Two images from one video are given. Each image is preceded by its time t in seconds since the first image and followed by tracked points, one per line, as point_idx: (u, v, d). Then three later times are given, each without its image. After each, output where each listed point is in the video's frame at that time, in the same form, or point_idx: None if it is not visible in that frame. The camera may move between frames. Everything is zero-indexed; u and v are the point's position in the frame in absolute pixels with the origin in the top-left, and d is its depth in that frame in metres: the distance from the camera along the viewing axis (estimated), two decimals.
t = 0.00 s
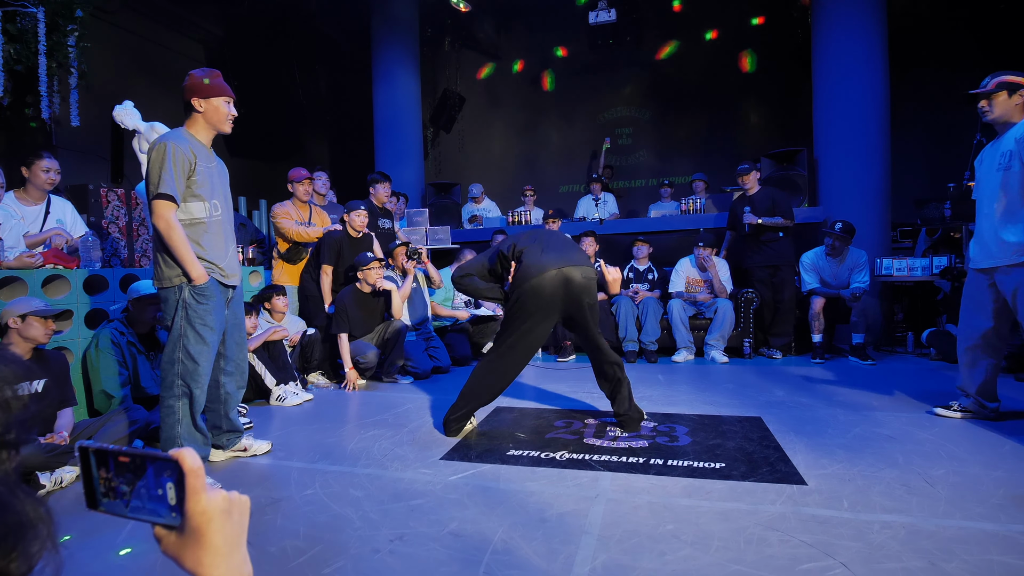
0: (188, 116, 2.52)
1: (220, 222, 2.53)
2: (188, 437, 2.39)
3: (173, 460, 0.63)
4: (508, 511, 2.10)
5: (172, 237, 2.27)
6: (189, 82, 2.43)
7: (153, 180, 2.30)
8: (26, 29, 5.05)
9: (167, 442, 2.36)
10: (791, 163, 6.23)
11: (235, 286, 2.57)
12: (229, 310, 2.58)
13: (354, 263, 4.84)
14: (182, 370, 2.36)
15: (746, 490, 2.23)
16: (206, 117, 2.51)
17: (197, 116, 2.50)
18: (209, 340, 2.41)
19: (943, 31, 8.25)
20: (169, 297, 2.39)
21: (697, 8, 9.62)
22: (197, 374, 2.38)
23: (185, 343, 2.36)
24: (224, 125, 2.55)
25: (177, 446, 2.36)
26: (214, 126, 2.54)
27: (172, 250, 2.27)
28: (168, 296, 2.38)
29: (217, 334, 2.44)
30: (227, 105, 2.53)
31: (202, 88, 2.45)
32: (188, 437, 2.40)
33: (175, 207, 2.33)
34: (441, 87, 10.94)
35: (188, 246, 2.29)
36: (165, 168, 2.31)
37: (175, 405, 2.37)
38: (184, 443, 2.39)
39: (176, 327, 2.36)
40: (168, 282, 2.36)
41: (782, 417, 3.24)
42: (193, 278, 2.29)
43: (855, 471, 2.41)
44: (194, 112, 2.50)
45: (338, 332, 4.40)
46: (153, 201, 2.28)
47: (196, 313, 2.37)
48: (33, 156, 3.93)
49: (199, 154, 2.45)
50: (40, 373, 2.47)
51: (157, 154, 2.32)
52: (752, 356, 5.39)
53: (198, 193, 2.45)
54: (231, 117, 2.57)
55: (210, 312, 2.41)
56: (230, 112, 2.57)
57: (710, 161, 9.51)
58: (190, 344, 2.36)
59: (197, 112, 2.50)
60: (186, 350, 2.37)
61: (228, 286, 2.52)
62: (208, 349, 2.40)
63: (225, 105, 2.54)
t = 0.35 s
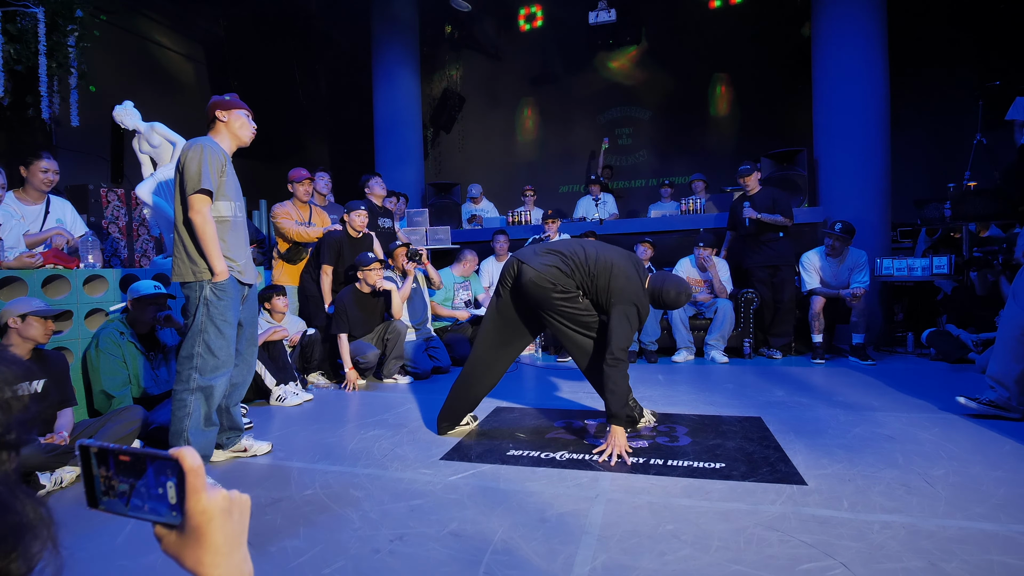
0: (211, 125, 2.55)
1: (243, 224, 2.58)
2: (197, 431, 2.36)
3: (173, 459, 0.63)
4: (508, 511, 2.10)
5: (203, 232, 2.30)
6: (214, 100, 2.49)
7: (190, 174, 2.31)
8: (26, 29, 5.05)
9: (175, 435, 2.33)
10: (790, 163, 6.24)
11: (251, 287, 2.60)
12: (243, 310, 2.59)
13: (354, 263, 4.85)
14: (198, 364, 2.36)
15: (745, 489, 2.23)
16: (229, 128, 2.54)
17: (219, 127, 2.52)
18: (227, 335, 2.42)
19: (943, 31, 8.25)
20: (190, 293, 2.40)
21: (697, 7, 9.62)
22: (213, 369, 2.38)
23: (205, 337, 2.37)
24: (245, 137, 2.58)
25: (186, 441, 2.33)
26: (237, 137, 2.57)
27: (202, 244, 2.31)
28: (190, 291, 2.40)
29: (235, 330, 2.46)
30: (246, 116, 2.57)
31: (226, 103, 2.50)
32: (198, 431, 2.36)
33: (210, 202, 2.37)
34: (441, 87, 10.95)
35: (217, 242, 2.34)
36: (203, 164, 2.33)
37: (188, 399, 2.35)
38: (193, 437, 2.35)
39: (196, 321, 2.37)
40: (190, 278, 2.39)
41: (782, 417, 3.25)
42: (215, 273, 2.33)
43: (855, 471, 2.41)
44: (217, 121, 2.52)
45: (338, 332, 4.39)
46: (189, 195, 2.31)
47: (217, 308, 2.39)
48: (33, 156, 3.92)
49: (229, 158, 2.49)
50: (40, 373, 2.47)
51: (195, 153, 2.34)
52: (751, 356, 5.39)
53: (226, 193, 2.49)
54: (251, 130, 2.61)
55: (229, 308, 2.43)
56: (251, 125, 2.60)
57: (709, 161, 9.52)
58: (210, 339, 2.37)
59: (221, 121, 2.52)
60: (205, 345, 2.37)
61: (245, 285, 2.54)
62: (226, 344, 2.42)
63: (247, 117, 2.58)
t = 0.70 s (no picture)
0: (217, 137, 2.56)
1: (254, 219, 2.59)
2: (214, 424, 2.36)
3: (173, 457, 0.63)
4: (508, 511, 2.10)
5: (213, 223, 2.31)
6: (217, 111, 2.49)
7: (198, 171, 2.34)
8: (26, 29, 5.04)
9: (193, 428, 2.33)
10: (790, 163, 6.23)
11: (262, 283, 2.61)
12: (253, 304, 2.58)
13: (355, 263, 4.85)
14: (214, 356, 2.35)
15: (745, 489, 2.23)
16: (234, 138, 2.55)
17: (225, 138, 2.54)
18: (242, 326, 2.42)
19: (943, 31, 8.26)
20: (204, 287, 2.39)
21: (697, 8, 9.62)
22: (230, 361, 2.38)
23: (220, 329, 2.36)
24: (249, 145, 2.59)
25: (203, 433, 2.33)
26: (242, 146, 2.57)
27: (213, 237, 2.31)
28: (203, 285, 2.39)
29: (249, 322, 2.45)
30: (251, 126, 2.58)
31: (229, 114, 2.50)
32: (216, 422, 2.37)
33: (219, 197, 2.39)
34: (441, 87, 10.95)
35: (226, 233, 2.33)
36: (209, 159, 2.36)
37: (206, 391, 2.35)
38: (213, 428, 2.36)
39: (210, 314, 2.36)
40: (204, 271, 2.38)
41: (782, 417, 3.25)
42: (227, 264, 2.31)
43: (855, 471, 2.41)
44: (222, 133, 2.53)
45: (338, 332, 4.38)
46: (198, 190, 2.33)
47: (231, 300, 2.38)
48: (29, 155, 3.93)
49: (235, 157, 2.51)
50: (39, 373, 2.47)
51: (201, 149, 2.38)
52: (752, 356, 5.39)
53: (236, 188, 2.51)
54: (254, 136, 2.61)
55: (243, 300, 2.43)
56: (253, 132, 2.61)
57: (709, 161, 9.52)
58: (225, 330, 2.36)
59: (224, 133, 2.53)
60: (221, 337, 2.36)
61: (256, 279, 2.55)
62: (241, 335, 2.41)
63: (249, 126, 2.58)
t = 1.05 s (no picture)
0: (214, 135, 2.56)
1: (248, 220, 2.56)
2: (215, 425, 2.36)
3: (174, 458, 0.63)
4: (508, 511, 2.10)
5: (200, 230, 2.31)
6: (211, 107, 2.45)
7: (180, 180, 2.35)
8: (26, 29, 5.04)
9: (194, 429, 2.33)
10: (790, 163, 6.23)
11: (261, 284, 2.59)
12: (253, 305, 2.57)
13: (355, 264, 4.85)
14: (211, 358, 2.35)
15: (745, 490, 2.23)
16: (227, 137, 2.52)
17: (220, 138, 2.52)
18: (237, 327, 2.42)
19: (943, 32, 8.26)
20: (199, 289, 2.40)
21: (698, 7, 9.61)
22: (226, 362, 2.38)
23: (215, 331, 2.37)
24: (243, 143, 2.54)
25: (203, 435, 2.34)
26: (235, 143, 2.55)
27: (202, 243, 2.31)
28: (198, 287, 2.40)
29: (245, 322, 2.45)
30: (247, 124, 2.52)
31: (222, 111, 2.46)
32: (215, 424, 2.37)
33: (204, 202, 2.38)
34: (441, 87, 10.95)
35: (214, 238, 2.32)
36: (190, 167, 2.36)
37: (204, 393, 2.35)
38: (213, 430, 2.36)
39: (205, 316, 2.37)
40: (199, 276, 2.39)
41: (782, 417, 3.25)
42: (218, 266, 2.32)
43: (855, 471, 2.42)
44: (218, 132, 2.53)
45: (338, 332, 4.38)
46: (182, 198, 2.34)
47: (225, 301, 2.38)
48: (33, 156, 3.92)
49: (222, 160, 2.49)
50: (39, 374, 2.48)
51: (181, 158, 2.37)
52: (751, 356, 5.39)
53: (224, 191, 2.49)
54: (250, 135, 2.56)
55: (238, 301, 2.42)
56: (250, 131, 2.55)
57: (709, 161, 9.52)
58: (220, 332, 2.37)
59: (220, 132, 2.52)
60: (217, 339, 2.37)
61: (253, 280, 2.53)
62: (236, 336, 2.41)
63: (245, 125, 2.53)
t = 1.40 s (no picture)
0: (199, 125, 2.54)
1: (228, 222, 2.55)
2: (189, 437, 2.36)
3: (174, 458, 0.63)
4: (508, 511, 2.10)
5: (180, 231, 2.29)
6: (201, 95, 2.43)
7: (161, 178, 2.33)
8: (26, 29, 5.04)
9: (171, 440, 2.33)
10: (790, 163, 6.24)
11: (242, 290, 2.59)
12: (232, 311, 2.56)
13: (355, 264, 4.85)
14: (184, 368, 2.35)
15: (745, 490, 2.23)
16: (212, 129, 2.51)
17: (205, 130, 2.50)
18: (212, 337, 2.40)
19: (943, 32, 8.26)
20: (175, 294, 2.39)
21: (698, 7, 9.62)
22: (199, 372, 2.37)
23: (188, 340, 2.36)
24: (227, 138, 2.53)
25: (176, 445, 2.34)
26: (219, 137, 2.54)
27: (181, 246, 2.30)
28: (174, 292, 2.39)
29: (221, 332, 2.43)
30: (234, 120, 2.51)
31: (212, 102, 2.44)
32: (193, 435, 2.37)
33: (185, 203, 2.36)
34: (441, 87, 10.96)
35: (195, 241, 2.31)
36: (173, 165, 2.33)
37: (178, 403, 2.35)
38: (189, 441, 2.36)
39: (179, 324, 2.36)
40: (175, 281, 2.39)
41: (782, 417, 3.25)
42: (197, 273, 2.31)
43: (855, 471, 2.42)
44: (203, 124, 2.51)
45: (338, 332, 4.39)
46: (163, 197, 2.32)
47: (200, 310, 2.36)
48: (36, 157, 3.87)
49: (207, 158, 2.47)
50: (39, 374, 2.47)
51: (166, 154, 2.35)
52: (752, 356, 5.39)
53: (207, 191, 2.48)
54: (237, 131, 2.55)
55: (213, 309, 2.40)
56: (236, 127, 2.54)
57: (709, 161, 9.53)
58: (194, 341, 2.36)
59: (206, 124, 2.50)
60: (190, 347, 2.36)
61: (231, 286, 2.51)
62: (211, 346, 2.39)
63: (232, 120, 2.52)
